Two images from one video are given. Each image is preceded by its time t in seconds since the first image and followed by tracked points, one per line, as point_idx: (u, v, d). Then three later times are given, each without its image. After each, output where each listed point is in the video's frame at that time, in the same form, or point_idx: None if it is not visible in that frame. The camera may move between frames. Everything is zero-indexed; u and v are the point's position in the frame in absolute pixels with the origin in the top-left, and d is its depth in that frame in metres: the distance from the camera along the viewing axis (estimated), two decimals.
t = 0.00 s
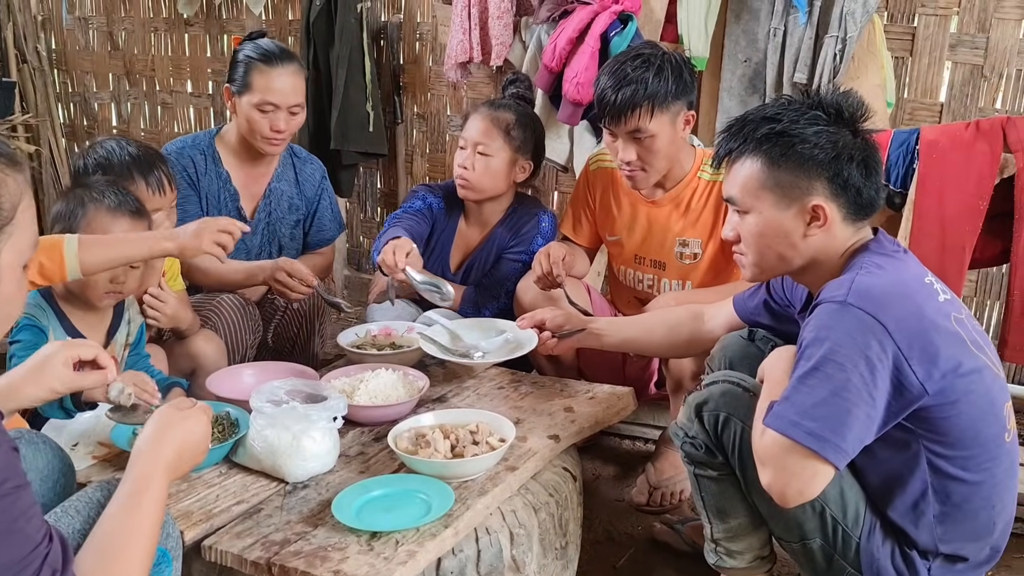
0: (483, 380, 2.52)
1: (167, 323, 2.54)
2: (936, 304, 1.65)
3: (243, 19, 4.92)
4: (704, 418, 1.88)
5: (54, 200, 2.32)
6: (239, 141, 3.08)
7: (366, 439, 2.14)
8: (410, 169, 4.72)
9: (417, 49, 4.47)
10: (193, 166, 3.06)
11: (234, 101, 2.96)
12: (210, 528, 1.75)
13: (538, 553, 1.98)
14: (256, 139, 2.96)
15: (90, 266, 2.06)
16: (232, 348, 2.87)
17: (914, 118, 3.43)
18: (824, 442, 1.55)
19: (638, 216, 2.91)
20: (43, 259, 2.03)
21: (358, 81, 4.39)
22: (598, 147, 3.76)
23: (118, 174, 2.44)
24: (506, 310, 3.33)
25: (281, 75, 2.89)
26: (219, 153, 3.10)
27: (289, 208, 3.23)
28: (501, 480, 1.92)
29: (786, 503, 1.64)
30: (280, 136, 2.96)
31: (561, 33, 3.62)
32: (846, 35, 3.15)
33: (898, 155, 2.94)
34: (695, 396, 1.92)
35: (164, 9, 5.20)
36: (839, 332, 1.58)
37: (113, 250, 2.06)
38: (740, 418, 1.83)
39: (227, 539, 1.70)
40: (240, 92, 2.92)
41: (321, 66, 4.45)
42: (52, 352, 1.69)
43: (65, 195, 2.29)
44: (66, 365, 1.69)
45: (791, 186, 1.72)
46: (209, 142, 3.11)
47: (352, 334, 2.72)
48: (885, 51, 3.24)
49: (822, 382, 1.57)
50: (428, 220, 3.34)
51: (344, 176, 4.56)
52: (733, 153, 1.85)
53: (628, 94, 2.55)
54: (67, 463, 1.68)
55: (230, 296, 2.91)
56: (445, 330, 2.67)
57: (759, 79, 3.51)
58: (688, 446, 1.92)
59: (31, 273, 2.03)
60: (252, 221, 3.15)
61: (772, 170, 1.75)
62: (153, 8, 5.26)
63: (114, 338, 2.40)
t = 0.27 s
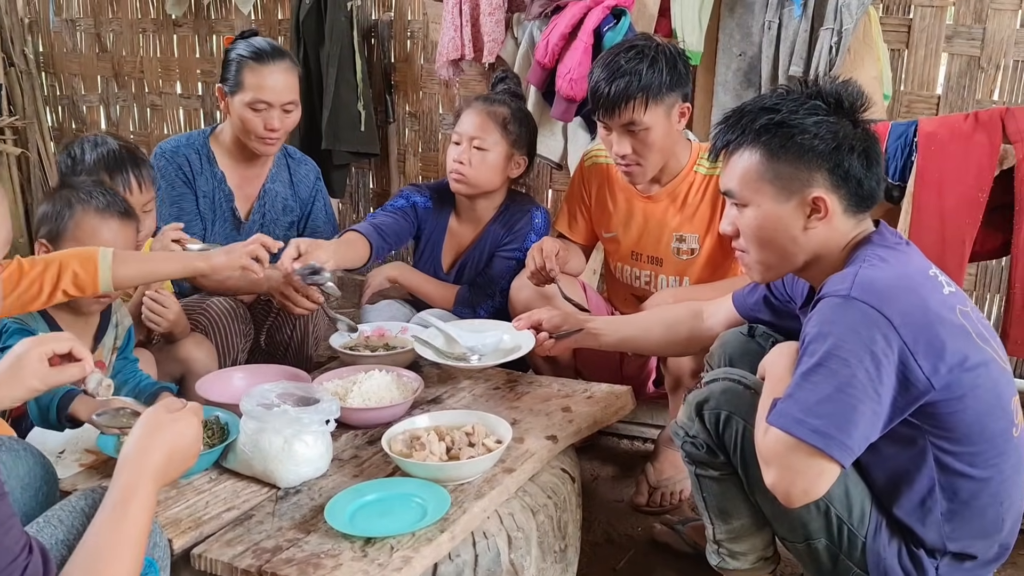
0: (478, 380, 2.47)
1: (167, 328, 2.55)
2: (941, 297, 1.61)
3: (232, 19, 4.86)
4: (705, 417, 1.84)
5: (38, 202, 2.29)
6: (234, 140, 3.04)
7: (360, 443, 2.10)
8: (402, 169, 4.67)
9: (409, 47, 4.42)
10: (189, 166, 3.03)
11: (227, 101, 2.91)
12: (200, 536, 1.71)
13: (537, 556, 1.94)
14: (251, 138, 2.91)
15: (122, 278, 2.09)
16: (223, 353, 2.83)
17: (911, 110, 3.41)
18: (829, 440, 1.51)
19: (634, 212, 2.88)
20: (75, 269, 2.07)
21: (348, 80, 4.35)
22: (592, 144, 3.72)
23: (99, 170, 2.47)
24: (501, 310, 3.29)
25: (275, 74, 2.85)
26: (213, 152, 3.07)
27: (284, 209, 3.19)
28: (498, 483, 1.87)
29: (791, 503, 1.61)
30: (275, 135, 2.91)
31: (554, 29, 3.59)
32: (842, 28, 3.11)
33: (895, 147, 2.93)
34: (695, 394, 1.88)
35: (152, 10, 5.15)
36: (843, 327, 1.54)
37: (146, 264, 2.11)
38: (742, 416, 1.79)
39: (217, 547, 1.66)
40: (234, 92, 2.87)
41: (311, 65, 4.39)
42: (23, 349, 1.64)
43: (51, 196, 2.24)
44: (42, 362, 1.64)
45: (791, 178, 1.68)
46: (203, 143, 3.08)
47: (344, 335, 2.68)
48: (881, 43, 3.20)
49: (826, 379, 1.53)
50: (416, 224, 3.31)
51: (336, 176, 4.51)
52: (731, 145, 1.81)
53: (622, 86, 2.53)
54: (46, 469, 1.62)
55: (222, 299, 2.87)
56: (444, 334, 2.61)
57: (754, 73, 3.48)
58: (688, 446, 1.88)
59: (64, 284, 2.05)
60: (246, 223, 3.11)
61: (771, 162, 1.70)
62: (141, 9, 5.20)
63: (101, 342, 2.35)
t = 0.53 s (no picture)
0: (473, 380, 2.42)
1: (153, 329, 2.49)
2: (950, 288, 1.57)
3: (220, 17, 4.80)
4: (706, 415, 1.79)
5: (23, 200, 2.22)
6: (223, 138, 2.97)
7: (351, 445, 2.04)
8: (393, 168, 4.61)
9: (399, 44, 4.36)
10: (179, 164, 2.96)
11: (215, 98, 2.85)
12: (184, 542, 1.64)
13: (534, 560, 1.88)
14: (240, 137, 2.86)
15: (129, 298, 2.05)
16: (212, 355, 2.76)
17: (910, 102, 3.37)
18: (837, 438, 1.47)
19: (630, 207, 2.83)
20: (81, 287, 1.99)
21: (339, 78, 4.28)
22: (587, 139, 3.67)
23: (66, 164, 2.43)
24: (496, 308, 3.23)
25: (263, 69, 2.78)
26: (203, 150, 2.99)
27: (274, 208, 3.14)
28: (493, 485, 1.81)
29: (797, 503, 1.57)
30: (264, 133, 2.86)
31: (546, 23, 3.53)
32: (839, 19, 3.07)
33: (895, 139, 2.88)
34: (696, 392, 1.83)
35: (139, 8, 5.08)
36: (849, 322, 1.50)
37: (155, 286, 2.10)
38: (744, 414, 1.74)
39: (203, 555, 1.60)
40: (221, 89, 2.81)
41: (301, 63, 4.33)
42: None
43: (36, 194, 2.18)
44: (16, 360, 1.58)
45: (793, 167, 1.63)
46: (193, 141, 3.00)
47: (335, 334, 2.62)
48: (878, 33, 3.15)
49: (833, 375, 1.49)
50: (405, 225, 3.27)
51: (327, 175, 4.45)
52: (730, 134, 1.75)
53: (611, 76, 2.48)
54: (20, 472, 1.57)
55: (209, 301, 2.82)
56: (444, 347, 2.45)
57: (750, 66, 3.43)
58: (689, 445, 1.83)
59: (71, 302, 1.97)
60: (237, 223, 3.06)
61: (771, 151, 1.65)
62: (128, 8, 5.13)
63: (86, 344, 2.26)
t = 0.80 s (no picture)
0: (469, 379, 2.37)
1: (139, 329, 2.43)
2: (963, 280, 1.51)
3: (210, 13, 4.73)
4: (710, 413, 1.74)
5: (10, 196, 2.16)
6: (212, 135, 2.92)
7: (344, 447, 1.98)
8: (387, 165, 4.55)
9: (392, 39, 4.29)
10: (167, 161, 2.90)
11: (200, 94, 2.79)
12: (170, 550, 1.58)
13: (534, 564, 1.82)
14: (227, 132, 2.80)
15: (101, 301, 1.99)
16: (201, 355, 2.70)
17: (911, 93, 3.32)
18: (848, 437, 1.41)
19: (628, 201, 2.78)
20: (51, 288, 1.94)
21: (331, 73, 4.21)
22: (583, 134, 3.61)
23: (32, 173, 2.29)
24: (492, 306, 3.17)
25: (248, 61, 2.72)
26: (192, 146, 2.94)
27: (265, 205, 3.07)
28: (490, 487, 1.75)
29: (806, 504, 1.51)
30: (251, 128, 2.79)
31: (541, 15, 3.48)
32: (839, 8, 3.04)
33: (900, 131, 2.83)
34: (699, 390, 1.77)
35: (128, 5, 5.00)
36: (860, 316, 1.45)
37: (128, 289, 2.03)
38: (750, 412, 1.68)
39: (189, 563, 1.54)
40: (206, 84, 2.75)
41: (292, 58, 4.26)
42: None
43: (22, 191, 2.13)
44: None
45: (798, 157, 1.57)
46: (181, 138, 2.94)
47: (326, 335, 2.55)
48: (879, 23, 3.05)
49: (843, 371, 1.43)
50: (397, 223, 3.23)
51: (319, 173, 4.39)
52: (732, 125, 1.70)
53: (602, 67, 2.44)
54: None
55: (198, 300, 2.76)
56: (451, 372, 2.23)
57: (749, 58, 3.39)
58: (693, 445, 1.77)
59: (37, 303, 1.92)
60: (228, 223, 3.00)
61: (775, 141, 1.59)
62: (116, 5, 5.06)
63: (69, 344, 2.23)
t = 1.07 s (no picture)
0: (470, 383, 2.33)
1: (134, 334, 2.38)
2: (981, 282, 1.47)
3: (204, 10, 4.67)
4: (719, 419, 1.69)
5: None
6: (203, 134, 2.86)
7: (344, 455, 1.93)
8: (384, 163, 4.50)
9: (389, 35, 4.23)
10: (157, 162, 2.85)
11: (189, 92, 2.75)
12: (166, 565, 1.54)
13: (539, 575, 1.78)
14: (217, 131, 2.75)
15: (56, 285, 1.89)
16: (196, 360, 2.65)
17: (916, 87, 3.28)
18: (862, 444, 1.37)
19: (631, 199, 2.73)
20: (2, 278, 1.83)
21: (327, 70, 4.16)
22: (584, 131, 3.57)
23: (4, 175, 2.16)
24: (493, 307, 3.13)
25: (236, 59, 2.66)
26: (184, 147, 2.89)
27: (259, 205, 3.03)
28: (494, 496, 1.71)
29: (819, 513, 1.47)
30: (242, 125, 2.73)
31: (540, 10, 3.43)
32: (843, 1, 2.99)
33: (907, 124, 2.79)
34: (708, 395, 1.73)
35: (121, 3, 4.94)
36: (874, 319, 1.40)
37: (84, 271, 1.94)
38: (760, 417, 1.64)
39: None
40: (195, 82, 2.70)
41: (287, 55, 4.20)
42: None
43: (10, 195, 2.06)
44: None
45: (806, 158, 1.52)
46: (172, 138, 2.89)
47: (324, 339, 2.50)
48: (885, 16, 3.03)
49: (856, 376, 1.39)
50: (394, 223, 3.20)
51: (316, 171, 4.33)
52: (737, 127, 1.64)
53: (599, 60, 2.40)
54: None
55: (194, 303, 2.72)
56: (456, 395, 2.13)
57: (751, 52, 3.35)
58: (702, 451, 1.73)
59: None
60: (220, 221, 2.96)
61: (781, 142, 1.54)
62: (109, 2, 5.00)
63: (62, 350, 2.20)
